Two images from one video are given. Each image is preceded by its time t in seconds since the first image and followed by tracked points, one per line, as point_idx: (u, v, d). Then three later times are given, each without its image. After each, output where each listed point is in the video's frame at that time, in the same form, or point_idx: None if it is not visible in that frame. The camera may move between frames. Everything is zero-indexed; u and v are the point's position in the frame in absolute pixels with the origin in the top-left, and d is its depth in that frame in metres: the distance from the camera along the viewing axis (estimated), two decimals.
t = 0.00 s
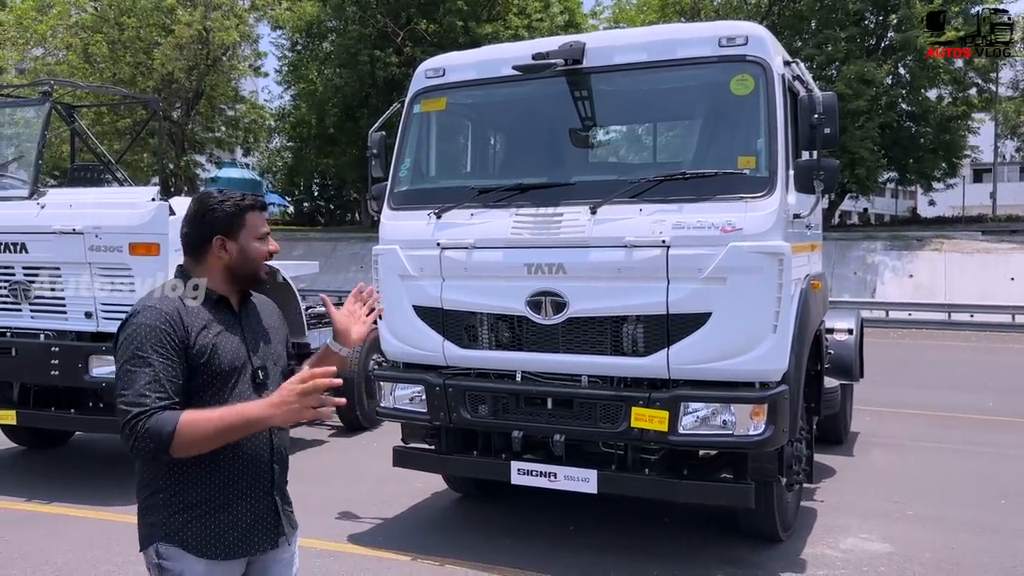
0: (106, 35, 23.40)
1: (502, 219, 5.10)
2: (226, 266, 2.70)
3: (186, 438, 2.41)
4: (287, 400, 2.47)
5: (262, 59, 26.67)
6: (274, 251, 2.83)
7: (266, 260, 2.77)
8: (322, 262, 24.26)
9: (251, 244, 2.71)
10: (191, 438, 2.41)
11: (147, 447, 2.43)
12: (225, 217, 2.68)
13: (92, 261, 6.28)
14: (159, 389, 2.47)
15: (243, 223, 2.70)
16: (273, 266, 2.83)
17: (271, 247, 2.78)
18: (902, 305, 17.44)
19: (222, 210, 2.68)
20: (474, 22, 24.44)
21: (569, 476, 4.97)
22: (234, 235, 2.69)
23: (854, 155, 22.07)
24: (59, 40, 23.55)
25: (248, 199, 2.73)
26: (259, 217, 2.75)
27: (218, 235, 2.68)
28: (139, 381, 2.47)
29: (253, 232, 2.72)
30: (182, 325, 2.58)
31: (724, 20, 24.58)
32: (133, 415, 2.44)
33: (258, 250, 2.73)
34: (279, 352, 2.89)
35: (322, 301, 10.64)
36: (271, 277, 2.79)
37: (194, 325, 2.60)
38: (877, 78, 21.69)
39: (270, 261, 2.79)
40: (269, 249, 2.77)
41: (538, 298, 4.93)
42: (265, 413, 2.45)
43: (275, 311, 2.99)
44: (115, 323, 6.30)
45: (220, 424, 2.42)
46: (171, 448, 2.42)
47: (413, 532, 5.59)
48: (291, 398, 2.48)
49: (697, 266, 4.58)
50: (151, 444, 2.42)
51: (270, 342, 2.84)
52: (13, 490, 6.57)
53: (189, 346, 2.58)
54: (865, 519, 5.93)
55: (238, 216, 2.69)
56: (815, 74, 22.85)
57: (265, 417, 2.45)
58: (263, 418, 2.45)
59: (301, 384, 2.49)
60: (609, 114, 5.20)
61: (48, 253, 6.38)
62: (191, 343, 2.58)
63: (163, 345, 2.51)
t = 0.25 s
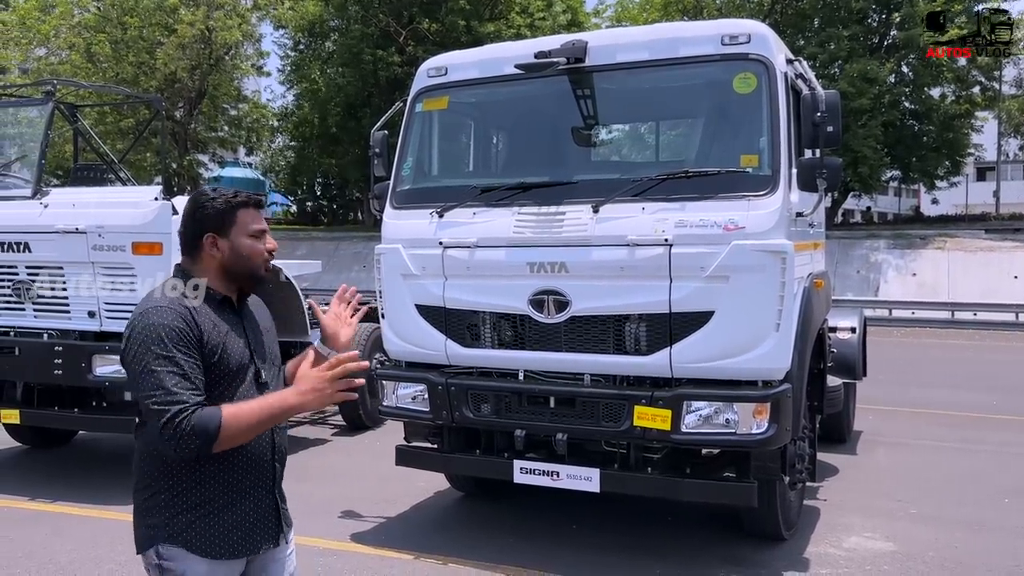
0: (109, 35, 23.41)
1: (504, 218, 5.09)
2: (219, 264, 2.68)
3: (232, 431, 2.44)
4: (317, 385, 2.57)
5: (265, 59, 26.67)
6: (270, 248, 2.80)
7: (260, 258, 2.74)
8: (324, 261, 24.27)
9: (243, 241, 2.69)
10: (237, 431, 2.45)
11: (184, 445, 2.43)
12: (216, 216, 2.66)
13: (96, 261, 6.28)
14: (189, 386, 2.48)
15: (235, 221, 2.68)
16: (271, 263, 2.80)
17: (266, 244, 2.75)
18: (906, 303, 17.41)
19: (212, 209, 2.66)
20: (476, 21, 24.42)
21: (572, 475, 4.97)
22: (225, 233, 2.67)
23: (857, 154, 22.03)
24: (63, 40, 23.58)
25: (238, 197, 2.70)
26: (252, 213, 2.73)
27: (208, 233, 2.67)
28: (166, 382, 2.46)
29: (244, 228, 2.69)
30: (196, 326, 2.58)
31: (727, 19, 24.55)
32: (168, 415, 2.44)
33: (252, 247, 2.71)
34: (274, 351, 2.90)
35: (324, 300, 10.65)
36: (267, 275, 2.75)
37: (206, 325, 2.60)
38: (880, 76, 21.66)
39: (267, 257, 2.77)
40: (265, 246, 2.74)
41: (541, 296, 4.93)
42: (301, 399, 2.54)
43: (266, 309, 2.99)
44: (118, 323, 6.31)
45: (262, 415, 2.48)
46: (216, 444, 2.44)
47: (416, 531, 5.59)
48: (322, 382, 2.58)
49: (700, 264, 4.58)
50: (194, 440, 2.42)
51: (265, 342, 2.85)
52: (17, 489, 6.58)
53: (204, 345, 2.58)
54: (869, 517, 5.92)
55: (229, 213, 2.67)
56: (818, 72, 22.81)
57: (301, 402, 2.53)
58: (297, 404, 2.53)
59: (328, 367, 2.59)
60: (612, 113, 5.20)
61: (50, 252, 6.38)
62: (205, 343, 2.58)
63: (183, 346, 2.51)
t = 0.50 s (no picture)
0: (111, 34, 23.44)
1: (506, 217, 5.09)
2: (196, 265, 2.69)
3: (208, 417, 2.39)
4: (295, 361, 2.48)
5: (267, 59, 26.70)
6: (246, 250, 2.74)
7: (224, 260, 2.69)
8: (327, 260, 24.31)
9: (212, 242, 2.68)
10: (213, 416, 2.39)
11: (162, 434, 2.40)
12: (194, 215, 2.69)
13: (98, 260, 6.29)
14: (175, 379, 2.46)
15: (206, 221, 2.67)
16: (247, 266, 2.74)
17: (234, 247, 2.69)
18: (908, 302, 17.41)
19: (194, 209, 2.69)
20: (478, 21, 24.43)
21: (574, 474, 4.97)
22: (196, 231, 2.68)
23: (860, 152, 22.01)
24: (65, 40, 23.60)
25: (212, 197, 2.69)
26: (224, 214, 2.69)
27: (185, 233, 2.72)
28: (148, 371, 2.45)
29: (212, 229, 2.67)
30: (185, 321, 2.58)
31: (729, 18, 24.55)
32: (148, 404, 2.42)
33: (220, 248, 2.68)
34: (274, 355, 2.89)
35: (327, 299, 10.66)
36: (231, 278, 2.69)
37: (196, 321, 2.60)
38: (882, 75, 21.63)
39: (237, 260, 2.71)
40: (231, 248, 2.69)
41: (542, 295, 4.92)
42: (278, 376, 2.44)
43: (279, 315, 2.99)
44: (120, 322, 6.32)
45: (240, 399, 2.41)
46: (193, 431, 2.39)
47: (418, 530, 5.60)
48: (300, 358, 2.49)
49: (701, 264, 4.58)
50: (172, 429, 2.39)
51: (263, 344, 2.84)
52: (21, 488, 6.59)
53: (193, 341, 2.58)
54: (871, 516, 5.92)
55: (201, 213, 2.68)
56: (820, 71, 22.80)
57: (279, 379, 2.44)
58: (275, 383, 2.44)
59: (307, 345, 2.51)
60: (614, 112, 5.19)
61: (53, 252, 6.39)
62: (193, 339, 2.58)
63: (169, 338, 2.51)
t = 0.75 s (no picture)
0: (114, 35, 23.45)
1: (507, 217, 5.10)
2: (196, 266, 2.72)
3: (150, 420, 2.41)
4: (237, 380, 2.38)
5: (269, 59, 26.71)
6: (242, 250, 2.75)
7: (217, 260, 2.70)
8: (330, 260, 24.34)
9: (206, 242, 2.71)
10: (153, 424, 2.40)
11: (118, 432, 2.46)
12: (191, 218, 2.74)
13: (100, 260, 6.30)
14: (135, 375, 2.50)
15: (199, 222, 2.72)
16: (244, 266, 2.74)
17: (226, 247, 2.70)
18: (911, 301, 17.40)
19: (191, 212, 2.75)
20: (480, 20, 24.41)
21: (575, 473, 4.97)
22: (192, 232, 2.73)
23: (862, 151, 21.99)
24: (67, 40, 23.62)
25: (205, 199, 2.74)
26: (217, 215, 2.72)
27: (184, 236, 2.77)
28: (114, 367, 2.52)
29: (205, 230, 2.71)
30: (165, 319, 2.61)
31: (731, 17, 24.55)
32: (109, 400, 2.49)
33: (212, 248, 2.71)
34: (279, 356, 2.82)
35: (329, 299, 10.67)
36: (226, 277, 2.69)
37: (176, 319, 2.63)
38: (884, 74, 21.62)
39: (230, 259, 2.71)
40: (224, 248, 2.70)
41: (544, 295, 4.92)
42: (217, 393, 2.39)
43: (297, 318, 2.95)
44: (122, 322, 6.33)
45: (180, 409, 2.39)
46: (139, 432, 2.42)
47: (419, 529, 5.60)
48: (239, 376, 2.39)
49: (702, 263, 4.58)
50: (122, 427, 2.45)
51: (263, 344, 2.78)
52: (23, 487, 6.61)
53: (168, 339, 2.60)
54: (873, 515, 5.92)
55: (195, 214, 2.73)
56: (822, 70, 22.78)
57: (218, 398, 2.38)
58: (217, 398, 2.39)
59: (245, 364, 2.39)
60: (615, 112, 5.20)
61: (55, 252, 6.40)
62: (170, 336, 2.60)
63: (142, 335, 2.55)
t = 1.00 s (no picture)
0: (115, 35, 23.46)
1: (508, 217, 5.10)
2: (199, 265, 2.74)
3: (125, 417, 2.52)
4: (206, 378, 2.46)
5: (270, 59, 26.73)
6: (242, 250, 2.74)
7: (216, 260, 2.71)
8: (331, 260, 24.35)
9: (205, 240, 2.72)
10: (128, 420, 2.52)
11: (103, 428, 2.58)
12: (194, 218, 2.76)
13: (102, 261, 6.30)
14: (121, 375, 2.61)
15: (200, 222, 2.74)
16: (243, 266, 2.73)
17: (224, 246, 2.71)
18: (912, 301, 17.41)
19: (194, 211, 2.77)
20: (481, 21, 24.42)
21: (577, 474, 4.97)
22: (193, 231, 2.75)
23: (863, 151, 21.97)
24: (69, 41, 23.65)
25: (207, 198, 2.75)
26: (217, 215, 2.73)
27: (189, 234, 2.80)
28: (105, 365, 2.64)
29: (205, 230, 2.72)
30: (156, 318, 2.68)
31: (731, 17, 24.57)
32: (97, 396, 2.62)
33: (210, 247, 2.72)
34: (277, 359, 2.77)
35: (330, 299, 10.68)
36: (223, 277, 2.69)
37: (167, 319, 2.68)
38: (885, 74, 21.61)
39: (228, 258, 2.71)
40: (222, 247, 2.71)
41: (545, 295, 4.93)
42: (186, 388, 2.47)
43: (305, 319, 2.90)
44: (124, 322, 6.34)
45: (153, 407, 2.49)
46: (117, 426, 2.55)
47: (420, 529, 5.61)
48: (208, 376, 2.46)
49: (703, 263, 4.58)
50: (106, 424, 2.57)
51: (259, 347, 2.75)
52: (25, 488, 6.62)
53: (157, 339, 2.66)
54: (874, 515, 5.92)
55: (196, 214, 2.75)
56: (823, 70, 22.78)
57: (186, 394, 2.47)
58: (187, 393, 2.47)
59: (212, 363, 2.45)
60: (616, 112, 5.20)
61: (57, 253, 6.41)
62: (159, 336, 2.66)
63: (130, 333, 2.64)
